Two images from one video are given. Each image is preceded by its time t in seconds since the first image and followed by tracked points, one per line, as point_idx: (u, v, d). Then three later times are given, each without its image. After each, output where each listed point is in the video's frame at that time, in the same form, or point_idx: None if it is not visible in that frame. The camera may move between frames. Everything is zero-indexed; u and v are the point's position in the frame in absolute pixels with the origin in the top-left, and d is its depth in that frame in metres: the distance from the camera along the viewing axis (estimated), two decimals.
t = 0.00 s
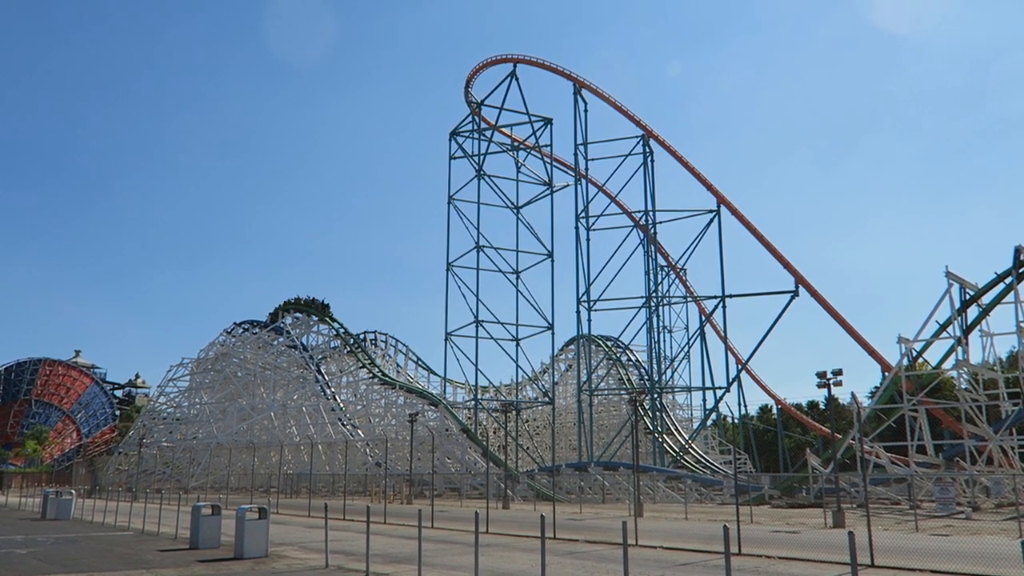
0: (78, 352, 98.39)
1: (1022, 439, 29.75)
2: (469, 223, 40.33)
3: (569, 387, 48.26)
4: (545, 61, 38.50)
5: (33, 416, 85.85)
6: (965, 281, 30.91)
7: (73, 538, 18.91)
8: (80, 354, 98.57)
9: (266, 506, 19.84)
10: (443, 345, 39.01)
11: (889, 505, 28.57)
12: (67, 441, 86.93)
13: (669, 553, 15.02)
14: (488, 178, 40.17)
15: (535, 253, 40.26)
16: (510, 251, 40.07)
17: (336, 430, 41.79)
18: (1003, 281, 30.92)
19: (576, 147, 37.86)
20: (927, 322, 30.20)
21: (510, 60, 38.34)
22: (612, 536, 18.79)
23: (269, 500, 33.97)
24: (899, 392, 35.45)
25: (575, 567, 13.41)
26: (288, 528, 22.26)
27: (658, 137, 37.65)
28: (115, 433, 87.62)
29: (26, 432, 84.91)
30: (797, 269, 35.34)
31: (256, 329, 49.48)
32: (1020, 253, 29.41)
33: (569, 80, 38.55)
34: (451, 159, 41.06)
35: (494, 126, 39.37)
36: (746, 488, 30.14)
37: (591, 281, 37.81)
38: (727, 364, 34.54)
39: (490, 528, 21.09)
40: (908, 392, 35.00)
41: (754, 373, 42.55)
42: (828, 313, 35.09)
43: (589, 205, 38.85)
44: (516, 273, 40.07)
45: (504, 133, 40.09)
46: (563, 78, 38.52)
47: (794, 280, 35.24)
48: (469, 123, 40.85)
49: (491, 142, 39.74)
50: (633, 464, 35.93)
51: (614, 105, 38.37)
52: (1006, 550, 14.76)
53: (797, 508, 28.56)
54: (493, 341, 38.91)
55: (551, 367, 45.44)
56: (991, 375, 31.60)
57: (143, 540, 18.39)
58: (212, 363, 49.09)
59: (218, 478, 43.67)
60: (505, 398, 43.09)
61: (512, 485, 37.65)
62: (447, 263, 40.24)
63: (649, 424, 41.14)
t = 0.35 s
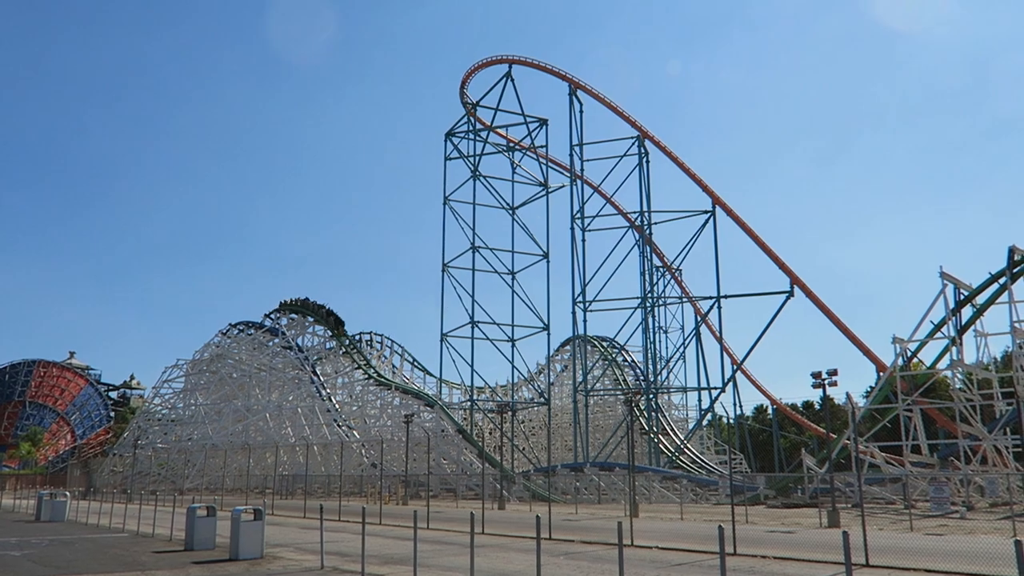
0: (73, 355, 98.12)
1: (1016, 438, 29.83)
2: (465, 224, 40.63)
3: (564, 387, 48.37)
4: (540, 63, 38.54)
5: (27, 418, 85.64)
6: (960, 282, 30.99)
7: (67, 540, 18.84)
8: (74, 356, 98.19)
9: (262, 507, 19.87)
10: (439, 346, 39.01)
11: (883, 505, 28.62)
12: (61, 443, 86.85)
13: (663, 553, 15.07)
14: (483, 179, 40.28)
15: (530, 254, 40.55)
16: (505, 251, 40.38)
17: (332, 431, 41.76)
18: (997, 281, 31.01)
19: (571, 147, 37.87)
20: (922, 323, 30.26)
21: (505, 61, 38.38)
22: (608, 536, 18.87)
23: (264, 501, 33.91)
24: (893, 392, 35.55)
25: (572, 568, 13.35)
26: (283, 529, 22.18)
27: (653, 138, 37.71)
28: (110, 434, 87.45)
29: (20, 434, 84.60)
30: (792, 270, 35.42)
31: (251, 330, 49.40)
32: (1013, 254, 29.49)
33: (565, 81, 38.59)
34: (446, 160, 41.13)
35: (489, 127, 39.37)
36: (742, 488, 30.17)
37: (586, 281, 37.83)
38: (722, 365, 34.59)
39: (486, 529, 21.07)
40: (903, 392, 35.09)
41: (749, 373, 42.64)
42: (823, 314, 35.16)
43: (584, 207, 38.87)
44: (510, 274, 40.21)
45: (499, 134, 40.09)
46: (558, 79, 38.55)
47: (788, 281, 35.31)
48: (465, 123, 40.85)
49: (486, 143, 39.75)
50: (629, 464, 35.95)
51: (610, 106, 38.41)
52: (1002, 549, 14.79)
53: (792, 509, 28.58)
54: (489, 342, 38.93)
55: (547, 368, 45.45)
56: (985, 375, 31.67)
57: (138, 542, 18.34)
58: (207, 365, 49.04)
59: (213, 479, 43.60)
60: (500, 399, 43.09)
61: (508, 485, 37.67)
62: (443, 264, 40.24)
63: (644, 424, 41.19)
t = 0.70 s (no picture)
0: (55, 354, 97.18)
1: (998, 438, 30.14)
2: (452, 224, 40.27)
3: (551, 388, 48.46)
4: (528, 63, 38.57)
5: (9, 418, 85.16)
6: (943, 283, 31.24)
7: (50, 541, 18.67)
8: (57, 354, 97.32)
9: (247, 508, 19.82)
10: (426, 346, 38.97)
11: (867, 504, 28.80)
12: (43, 443, 85.97)
13: (648, 553, 15.15)
14: (470, 179, 40.27)
15: (517, 255, 40.46)
16: (493, 251, 40.24)
17: (317, 431, 41.62)
18: (980, 282, 31.29)
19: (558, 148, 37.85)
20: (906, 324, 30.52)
21: (493, 61, 38.40)
22: (592, 536, 18.96)
23: (249, 502, 33.78)
24: (877, 392, 35.80)
25: (557, 568, 13.36)
26: (268, 529, 22.03)
27: (640, 139, 37.84)
28: (93, 434, 86.84)
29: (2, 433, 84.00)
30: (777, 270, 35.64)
31: (237, 329, 49.18)
32: (996, 255, 29.77)
33: (553, 81, 38.63)
34: (434, 159, 41.04)
35: (477, 127, 39.40)
36: (727, 488, 30.32)
37: (573, 282, 37.88)
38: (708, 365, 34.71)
39: (471, 529, 21.05)
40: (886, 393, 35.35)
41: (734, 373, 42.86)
42: (808, 314, 35.38)
43: (571, 207, 38.93)
44: (499, 274, 40.04)
45: (487, 134, 40.08)
46: (546, 79, 38.59)
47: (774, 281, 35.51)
48: (452, 123, 40.83)
49: (474, 143, 39.67)
50: (615, 465, 36.03)
51: (597, 107, 38.51)
52: (984, 548, 14.97)
53: (776, 508, 28.75)
54: (476, 341, 38.92)
55: (534, 368, 45.49)
56: (968, 376, 31.97)
57: (121, 543, 18.21)
58: (191, 364, 48.81)
59: (198, 479, 43.40)
60: (487, 399, 43.07)
61: (494, 485, 37.70)
62: (430, 264, 40.19)
63: (630, 424, 41.32)
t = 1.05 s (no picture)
0: (38, 352, 95.74)
1: (979, 438, 30.40)
2: (436, 223, 39.71)
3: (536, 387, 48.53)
4: (514, 62, 38.55)
5: None
6: (926, 285, 31.48)
7: (31, 541, 18.53)
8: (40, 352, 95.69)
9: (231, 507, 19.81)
10: (411, 345, 38.88)
11: (850, 504, 29.03)
12: (24, 442, 85.12)
13: (631, 552, 15.21)
14: (456, 178, 40.08)
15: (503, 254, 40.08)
16: (479, 251, 39.77)
17: (302, 430, 41.44)
18: (962, 284, 31.56)
19: (545, 148, 37.81)
20: (889, 325, 30.70)
21: (480, 61, 38.36)
22: (576, 535, 19.03)
23: (233, 501, 33.62)
24: (860, 392, 36.00)
25: (542, 567, 13.34)
26: (252, 529, 21.90)
27: (627, 139, 37.88)
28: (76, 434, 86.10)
29: None
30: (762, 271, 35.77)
31: (221, 328, 48.93)
32: (978, 257, 30.02)
33: (539, 81, 38.64)
34: (420, 158, 40.83)
35: (463, 126, 39.31)
36: (711, 487, 30.43)
37: (559, 281, 37.87)
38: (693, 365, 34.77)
39: (456, 528, 21.03)
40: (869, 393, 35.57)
41: (719, 373, 43.04)
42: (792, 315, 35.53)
43: (557, 207, 38.90)
44: (483, 274, 39.76)
45: (473, 133, 39.98)
46: (533, 79, 38.59)
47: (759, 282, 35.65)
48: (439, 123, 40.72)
49: (461, 142, 39.33)
50: (600, 464, 36.06)
51: (584, 107, 38.53)
52: (965, 547, 15.06)
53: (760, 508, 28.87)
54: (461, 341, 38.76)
55: (519, 368, 45.50)
56: (950, 376, 32.23)
57: (103, 543, 18.09)
58: (175, 363, 48.56)
59: (181, 478, 43.16)
60: (472, 398, 43.02)
61: (479, 485, 37.68)
62: (415, 263, 40.08)
63: (615, 424, 41.40)
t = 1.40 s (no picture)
0: (17, 351, 94.52)
1: (958, 438, 30.71)
2: (420, 222, 39.18)
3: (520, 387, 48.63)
4: (498, 62, 38.53)
5: None
6: (906, 285, 31.74)
7: (9, 542, 18.38)
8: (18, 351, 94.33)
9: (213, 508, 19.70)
10: (395, 344, 38.82)
11: (831, 503, 29.28)
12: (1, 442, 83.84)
13: (613, 552, 15.23)
14: (440, 177, 40.03)
15: (486, 253, 39.50)
16: (462, 251, 39.26)
17: (284, 430, 41.24)
18: (941, 284, 31.85)
19: (529, 147, 37.80)
20: (870, 326, 30.60)
21: (464, 60, 38.31)
22: (559, 535, 19.03)
23: (214, 502, 33.44)
24: (842, 392, 36.29)
25: (524, 566, 13.47)
26: (234, 529, 21.82)
27: (610, 139, 37.96)
28: (54, 434, 85.03)
29: None
30: (744, 271, 35.98)
31: (203, 327, 48.65)
32: (957, 258, 30.32)
33: (523, 81, 38.65)
34: (404, 158, 40.75)
35: (447, 125, 39.23)
36: (694, 486, 30.63)
37: (542, 281, 37.89)
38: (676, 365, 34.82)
39: (439, 528, 21.05)
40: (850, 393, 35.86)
41: (702, 373, 43.21)
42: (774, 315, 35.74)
43: (541, 207, 38.89)
44: (467, 274, 39.33)
45: (458, 133, 39.93)
46: (517, 79, 38.61)
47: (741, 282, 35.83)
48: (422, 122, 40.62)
49: (444, 141, 38.47)
50: (583, 464, 36.11)
51: (567, 107, 38.59)
52: (945, 545, 15.22)
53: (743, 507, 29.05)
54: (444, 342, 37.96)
55: (503, 367, 45.51)
56: (929, 376, 32.52)
57: (82, 544, 17.96)
58: (156, 363, 48.25)
59: (161, 479, 42.85)
60: (456, 398, 42.97)
61: (462, 485, 37.67)
62: (399, 262, 39.99)
63: (598, 424, 41.49)
